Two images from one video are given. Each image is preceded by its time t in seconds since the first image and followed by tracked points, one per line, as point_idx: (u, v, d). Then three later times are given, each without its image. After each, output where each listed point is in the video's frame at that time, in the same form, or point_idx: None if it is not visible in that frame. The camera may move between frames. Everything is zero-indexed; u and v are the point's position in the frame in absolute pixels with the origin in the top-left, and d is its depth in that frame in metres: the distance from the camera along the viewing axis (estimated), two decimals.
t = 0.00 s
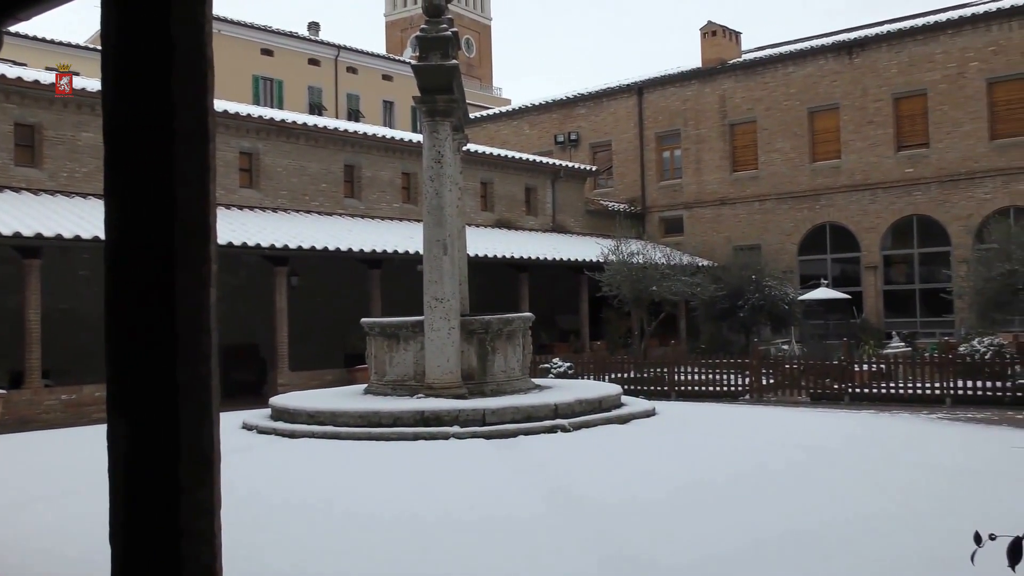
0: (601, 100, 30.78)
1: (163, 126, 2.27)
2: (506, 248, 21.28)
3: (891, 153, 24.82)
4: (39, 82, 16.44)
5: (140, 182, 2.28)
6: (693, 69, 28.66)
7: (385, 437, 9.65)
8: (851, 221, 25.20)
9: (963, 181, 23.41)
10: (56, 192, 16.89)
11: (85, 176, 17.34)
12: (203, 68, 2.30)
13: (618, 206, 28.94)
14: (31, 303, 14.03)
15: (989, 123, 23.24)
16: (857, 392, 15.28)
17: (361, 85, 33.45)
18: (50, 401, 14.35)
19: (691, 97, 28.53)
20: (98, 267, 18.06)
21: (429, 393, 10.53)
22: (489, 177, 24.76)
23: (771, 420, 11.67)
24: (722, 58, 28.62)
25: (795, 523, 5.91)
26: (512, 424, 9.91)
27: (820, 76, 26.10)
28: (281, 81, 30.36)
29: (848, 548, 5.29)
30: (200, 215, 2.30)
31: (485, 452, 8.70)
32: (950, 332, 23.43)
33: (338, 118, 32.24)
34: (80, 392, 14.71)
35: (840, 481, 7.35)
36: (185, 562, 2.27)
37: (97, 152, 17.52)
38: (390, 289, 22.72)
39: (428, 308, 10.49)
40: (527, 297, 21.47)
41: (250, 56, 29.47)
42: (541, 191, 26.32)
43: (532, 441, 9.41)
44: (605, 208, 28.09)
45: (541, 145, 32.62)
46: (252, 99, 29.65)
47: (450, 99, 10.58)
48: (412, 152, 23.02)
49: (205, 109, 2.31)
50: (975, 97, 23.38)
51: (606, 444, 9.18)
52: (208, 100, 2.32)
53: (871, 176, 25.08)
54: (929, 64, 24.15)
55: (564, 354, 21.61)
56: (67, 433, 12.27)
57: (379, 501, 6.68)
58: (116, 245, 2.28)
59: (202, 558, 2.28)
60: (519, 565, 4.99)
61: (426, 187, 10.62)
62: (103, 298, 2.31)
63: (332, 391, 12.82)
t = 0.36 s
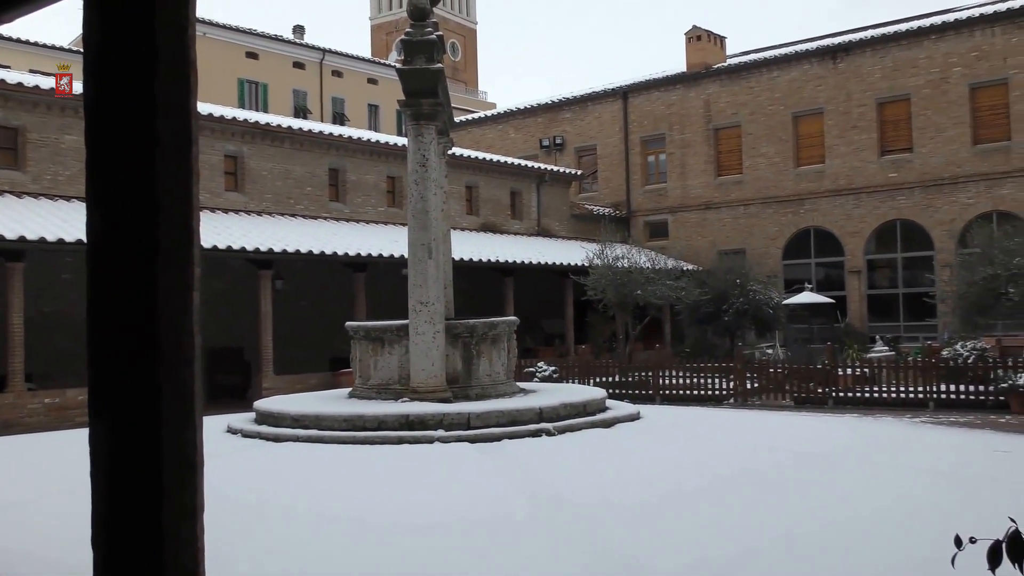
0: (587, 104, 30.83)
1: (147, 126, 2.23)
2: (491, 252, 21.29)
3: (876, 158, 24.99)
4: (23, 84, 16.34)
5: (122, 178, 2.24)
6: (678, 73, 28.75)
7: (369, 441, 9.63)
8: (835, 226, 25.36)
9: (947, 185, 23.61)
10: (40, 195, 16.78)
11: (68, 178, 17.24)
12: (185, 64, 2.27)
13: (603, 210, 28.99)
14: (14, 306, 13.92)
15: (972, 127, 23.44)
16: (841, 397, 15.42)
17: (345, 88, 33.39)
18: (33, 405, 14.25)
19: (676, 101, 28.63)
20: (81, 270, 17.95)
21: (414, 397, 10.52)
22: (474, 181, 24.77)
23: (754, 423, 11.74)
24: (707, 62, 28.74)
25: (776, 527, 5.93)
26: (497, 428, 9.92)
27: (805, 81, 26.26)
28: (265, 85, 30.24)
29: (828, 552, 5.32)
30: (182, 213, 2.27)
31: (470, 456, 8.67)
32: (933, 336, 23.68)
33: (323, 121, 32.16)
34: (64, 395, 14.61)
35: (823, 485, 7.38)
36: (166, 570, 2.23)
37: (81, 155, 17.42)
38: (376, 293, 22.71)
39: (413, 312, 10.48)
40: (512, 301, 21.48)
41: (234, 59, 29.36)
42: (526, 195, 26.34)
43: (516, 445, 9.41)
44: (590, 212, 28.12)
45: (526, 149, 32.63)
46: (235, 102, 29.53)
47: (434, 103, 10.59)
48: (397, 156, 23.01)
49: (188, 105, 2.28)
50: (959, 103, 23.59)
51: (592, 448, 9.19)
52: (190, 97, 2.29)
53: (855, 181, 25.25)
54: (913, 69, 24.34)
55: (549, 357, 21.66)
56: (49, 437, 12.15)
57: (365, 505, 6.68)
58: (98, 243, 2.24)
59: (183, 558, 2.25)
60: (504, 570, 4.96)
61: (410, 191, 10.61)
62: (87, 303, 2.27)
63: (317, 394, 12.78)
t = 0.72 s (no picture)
0: (578, 109, 30.89)
1: (133, 126, 2.12)
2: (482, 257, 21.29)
3: (865, 163, 25.09)
4: (11, 88, 16.28)
5: (107, 173, 2.13)
6: (668, 78, 28.83)
7: (359, 445, 9.60)
8: (825, 231, 25.45)
9: (936, 191, 23.72)
10: (28, 199, 16.72)
11: (57, 183, 17.18)
12: (172, 55, 2.16)
13: (593, 214, 29.03)
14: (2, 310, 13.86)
15: (961, 133, 23.57)
16: (831, 401, 15.46)
17: (336, 92, 33.38)
18: (22, 409, 14.18)
19: (666, 106, 28.72)
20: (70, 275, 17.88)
21: (404, 402, 10.51)
22: (465, 186, 24.78)
23: (744, 428, 11.76)
24: (697, 68, 28.82)
25: (767, 531, 5.91)
26: (487, 433, 9.90)
27: (795, 86, 26.37)
28: (256, 89, 30.20)
29: (815, 557, 5.30)
30: (169, 210, 2.16)
31: (461, 462, 8.61)
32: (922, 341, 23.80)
33: (314, 125, 32.13)
34: (53, 400, 14.55)
35: (816, 490, 7.34)
36: None
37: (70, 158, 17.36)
38: (367, 297, 22.67)
39: (403, 317, 10.47)
40: (503, 305, 21.48)
41: (224, 63, 29.31)
42: (517, 200, 26.36)
43: (507, 450, 9.38)
44: (580, 217, 28.17)
45: (517, 154, 32.67)
46: (225, 107, 29.48)
47: (425, 107, 10.58)
48: (388, 161, 23.01)
49: (174, 98, 2.17)
50: (948, 108, 23.71)
51: (584, 453, 9.14)
52: (178, 88, 2.18)
53: (844, 187, 25.35)
54: (903, 75, 24.46)
55: (540, 362, 21.67)
56: (37, 442, 12.09)
57: (357, 510, 6.63)
58: (84, 241, 2.14)
59: (172, 565, 2.14)
60: None
61: (401, 196, 10.59)
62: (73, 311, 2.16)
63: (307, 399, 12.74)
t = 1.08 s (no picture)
0: (575, 115, 30.92)
1: (125, 124, 2.03)
2: (478, 262, 21.27)
3: (861, 170, 25.13)
4: (5, 93, 16.24)
5: (99, 174, 2.04)
6: (664, 85, 28.89)
7: (355, 451, 9.55)
8: (821, 237, 25.47)
9: (931, 198, 23.74)
10: (22, 204, 16.67)
11: (51, 188, 17.14)
12: (166, 52, 2.08)
13: (589, 220, 29.03)
14: None
15: (956, 140, 23.61)
16: (826, 407, 15.46)
17: (331, 98, 33.37)
18: (16, 415, 14.12)
19: (662, 113, 28.77)
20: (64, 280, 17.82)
21: (400, 408, 10.47)
22: (461, 192, 24.79)
23: (739, 434, 11.75)
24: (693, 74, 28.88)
25: (765, 538, 5.86)
26: (484, 439, 9.87)
27: (791, 92, 26.42)
28: (251, 94, 30.15)
29: (812, 563, 5.26)
30: (163, 211, 2.07)
31: (457, 468, 8.54)
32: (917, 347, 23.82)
33: (309, 131, 32.11)
34: (46, 405, 14.48)
35: (817, 497, 7.26)
36: None
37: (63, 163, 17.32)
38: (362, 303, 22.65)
39: (399, 323, 10.44)
40: (499, 311, 21.45)
41: (219, 68, 29.27)
42: (513, 206, 26.36)
43: (504, 456, 9.33)
44: (576, 223, 28.18)
45: (513, 160, 32.67)
46: (220, 112, 29.44)
47: (420, 113, 10.57)
48: (384, 167, 23.00)
49: (169, 97, 2.09)
50: (942, 115, 23.77)
51: (581, 459, 9.09)
52: (173, 86, 2.09)
53: (840, 193, 25.39)
54: (898, 82, 24.50)
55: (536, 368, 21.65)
56: (30, 448, 12.02)
57: (354, 517, 6.57)
58: (79, 245, 2.05)
59: None
60: None
61: (397, 202, 10.56)
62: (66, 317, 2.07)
63: (302, 405, 12.70)
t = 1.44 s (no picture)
0: (575, 122, 30.92)
1: (122, 124, 2.00)
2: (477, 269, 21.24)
3: (860, 177, 25.14)
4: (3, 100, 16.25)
5: (94, 175, 2.00)
6: (663, 92, 28.91)
7: (354, 459, 9.51)
8: (820, 245, 25.47)
9: (930, 206, 23.75)
10: (19, 211, 16.66)
11: (49, 195, 17.12)
12: (163, 52, 2.04)
13: (589, 227, 29.03)
14: None
15: (954, 148, 23.62)
16: (826, 414, 15.42)
17: (331, 105, 33.40)
18: (13, 423, 14.09)
19: (662, 120, 28.78)
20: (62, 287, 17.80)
21: (400, 415, 10.43)
22: (461, 199, 24.77)
23: (739, 441, 11.72)
24: (693, 81, 28.89)
25: (764, 544, 5.84)
26: (483, 446, 9.83)
27: (790, 100, 26.43)
28: (250, 101, 30.16)
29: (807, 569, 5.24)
30: (159, 212, 2.04)
31: (455, 475, 8.50)
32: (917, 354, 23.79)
33: (309, 137, 32.13)
34: (43, 413, 14.45)
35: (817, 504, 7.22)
36: None
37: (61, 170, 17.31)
38: (362, 310, 22.63)
39: (399, 330, 10.41)
40: (498, 318, 21.42)
41: (218, 75, 29.27)
42: (513, 213, 26.35)
43: (503, 463, 9.29)
44: (575, 230, 28.16)
45: (513, 167, 32.67)
46: (219, 118, 29.44)
47: (420, 120, 10.55)
48: (383, 174, 23.00)
49: (165, 97, 2.05)
50: (941, 122, 23.78)
51: (580, 466, 9.05)
52: (172, 86, 2.06)
53: (839, 200, 25.39)
54: (897, 89, 24.52)
55: (536, 375, 21.63)
56: (28, 455, 11.97)
57: (352, 523, 6.55)
58: (76, 247, 2.02)
59: None
60: None
61: (396, 209, 10.53)
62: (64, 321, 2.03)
63: (302, 412, 12.66)
